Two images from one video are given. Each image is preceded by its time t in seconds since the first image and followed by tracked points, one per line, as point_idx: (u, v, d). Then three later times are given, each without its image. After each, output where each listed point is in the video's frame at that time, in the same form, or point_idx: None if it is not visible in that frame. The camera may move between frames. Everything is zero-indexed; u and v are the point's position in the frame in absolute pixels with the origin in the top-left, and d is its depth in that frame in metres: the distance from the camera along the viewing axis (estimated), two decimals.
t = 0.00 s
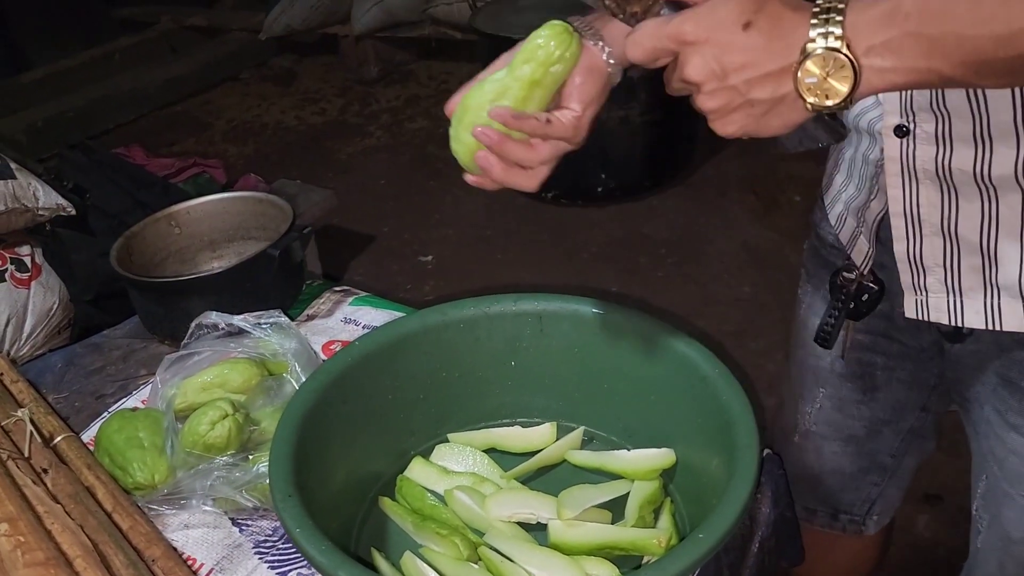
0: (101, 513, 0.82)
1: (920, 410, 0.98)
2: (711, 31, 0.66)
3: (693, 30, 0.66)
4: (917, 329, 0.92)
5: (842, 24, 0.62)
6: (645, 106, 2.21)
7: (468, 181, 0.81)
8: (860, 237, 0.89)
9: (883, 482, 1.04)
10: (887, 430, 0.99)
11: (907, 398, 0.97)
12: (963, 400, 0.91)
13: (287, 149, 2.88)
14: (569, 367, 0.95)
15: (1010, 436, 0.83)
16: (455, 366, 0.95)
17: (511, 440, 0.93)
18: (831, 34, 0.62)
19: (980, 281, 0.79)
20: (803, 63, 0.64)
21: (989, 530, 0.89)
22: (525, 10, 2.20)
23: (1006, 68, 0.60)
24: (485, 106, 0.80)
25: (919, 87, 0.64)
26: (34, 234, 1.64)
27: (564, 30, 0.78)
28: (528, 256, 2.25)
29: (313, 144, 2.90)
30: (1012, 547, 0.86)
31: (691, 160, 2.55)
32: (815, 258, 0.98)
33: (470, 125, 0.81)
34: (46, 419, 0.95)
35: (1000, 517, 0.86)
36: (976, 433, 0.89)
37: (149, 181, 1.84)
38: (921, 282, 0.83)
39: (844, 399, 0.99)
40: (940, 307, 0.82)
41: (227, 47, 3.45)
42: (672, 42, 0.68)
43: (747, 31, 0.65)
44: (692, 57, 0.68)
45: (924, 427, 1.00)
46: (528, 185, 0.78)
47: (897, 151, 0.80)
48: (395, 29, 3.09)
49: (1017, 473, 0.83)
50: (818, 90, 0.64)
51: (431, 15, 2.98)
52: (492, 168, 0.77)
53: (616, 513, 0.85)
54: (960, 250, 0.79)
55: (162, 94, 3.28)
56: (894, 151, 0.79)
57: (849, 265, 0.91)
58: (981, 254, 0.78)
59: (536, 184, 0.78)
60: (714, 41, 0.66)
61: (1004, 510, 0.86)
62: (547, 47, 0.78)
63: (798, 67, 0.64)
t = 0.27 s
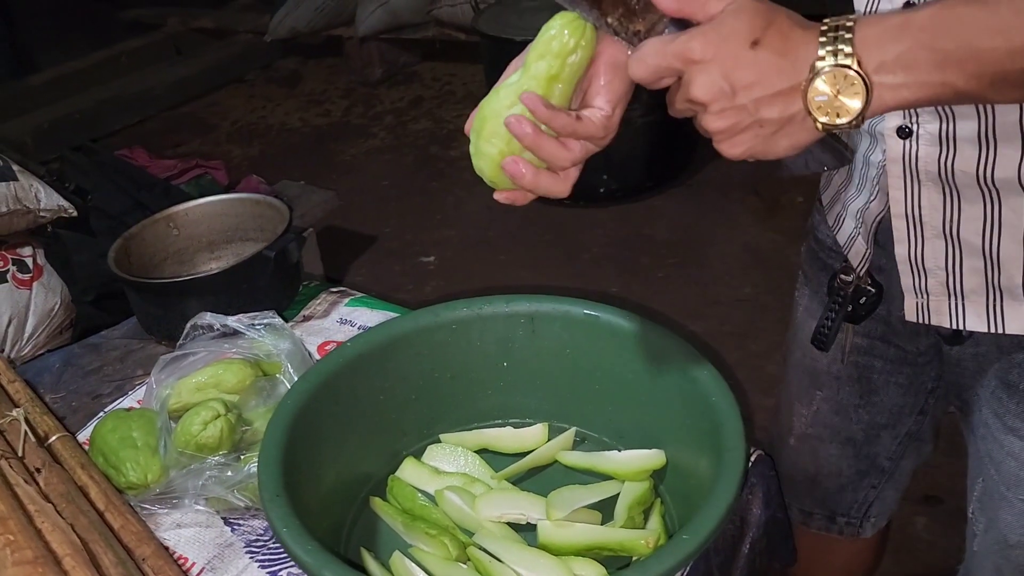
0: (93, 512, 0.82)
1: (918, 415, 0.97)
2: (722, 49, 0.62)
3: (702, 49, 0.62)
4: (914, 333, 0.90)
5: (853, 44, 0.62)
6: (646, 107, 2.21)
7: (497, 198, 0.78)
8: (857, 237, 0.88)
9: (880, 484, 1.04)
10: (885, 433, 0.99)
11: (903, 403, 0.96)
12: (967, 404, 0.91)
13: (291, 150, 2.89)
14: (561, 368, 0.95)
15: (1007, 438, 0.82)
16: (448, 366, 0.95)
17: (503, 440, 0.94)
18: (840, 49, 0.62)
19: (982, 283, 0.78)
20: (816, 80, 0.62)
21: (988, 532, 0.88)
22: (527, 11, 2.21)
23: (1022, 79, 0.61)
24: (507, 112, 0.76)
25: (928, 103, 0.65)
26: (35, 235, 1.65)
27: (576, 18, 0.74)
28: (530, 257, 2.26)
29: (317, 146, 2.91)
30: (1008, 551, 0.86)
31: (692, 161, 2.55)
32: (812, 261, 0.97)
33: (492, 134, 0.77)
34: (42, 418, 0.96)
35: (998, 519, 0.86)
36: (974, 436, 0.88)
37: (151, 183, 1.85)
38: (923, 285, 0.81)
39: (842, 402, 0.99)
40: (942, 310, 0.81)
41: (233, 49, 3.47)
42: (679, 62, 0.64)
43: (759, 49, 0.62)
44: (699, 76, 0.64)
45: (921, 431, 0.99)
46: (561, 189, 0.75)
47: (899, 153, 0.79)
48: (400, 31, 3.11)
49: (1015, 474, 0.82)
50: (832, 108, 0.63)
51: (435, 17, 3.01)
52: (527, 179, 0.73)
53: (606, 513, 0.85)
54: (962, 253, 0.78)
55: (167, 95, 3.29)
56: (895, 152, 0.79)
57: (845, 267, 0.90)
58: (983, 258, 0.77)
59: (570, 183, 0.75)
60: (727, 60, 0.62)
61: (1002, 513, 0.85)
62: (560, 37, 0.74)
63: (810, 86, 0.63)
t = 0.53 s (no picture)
0: (97, 510, 0.83)
1: (919, 411, 0.97)
2: (734, 55, 0.62)
3: (715, 56, 0.62)
4: (914, 330, 0.91)
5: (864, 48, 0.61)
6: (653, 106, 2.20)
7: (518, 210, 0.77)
8: (857, 232, 0.87)
9: (882, 480, 1.04)
10: (886, 430, 0.99)
11: (904, 400, 0.96)
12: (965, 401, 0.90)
13: (299, 150, 2.90)
14: (562, 366, 0.95)
15: (1008, 434, 0.81)
16: (450, 365, 0.95)
17: (505, 439, 0.94)
18: (852, 54, 0.61)
19: (984, 279, 0.77)
20: (828, 85, 0.62)
21: (988, 528, 0.86)
22: (533, 11, 2.21)
23: None
24: (525, 120, 0.76)
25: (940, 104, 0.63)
26: (43, 234, 1.66)
27: (592, 18, 0.74)
28: (537, 257, 2.26)
29: (325, 145, 2.91)
30: (1008, 547, 0.84)
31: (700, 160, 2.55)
32: (811, 258, 0.96)
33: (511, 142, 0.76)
34: (47, 416, 0.96)
35: (998, 516, 0.84)
36: (975, 433, 0.87)
37: (158, 182, 1.86)
38: (924, 280, 0.81)
39: (843, 399, 0.98)
40: (944, 306, 0.81)
41: (242, 49, 3.48)
42: (691, 68, 0.64)
43: (771, 55, 0.62)
44: (712, 83, 0.64)
45: (923, 428, 0.99)
46: (584, 193, 0.73)
47: (900, 152, 0.78)
48: (408, 31, 3.11)
49: (1014, 470, 0.81)
50: (846, 112, 0.62)
51: (443, 17, 3.01)
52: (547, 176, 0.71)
53: (608, 512, 0.85)
54: (963, 249, 0.78)
55: (177, 95, 3.31)
56: (896, 148, 0.78)
57: (845, 265, 0.90)
58: (985, 254, 0.77)
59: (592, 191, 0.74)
60: (739, 65, 0.62)
61: (1002, 509, 0.84)
62: (577, 40, 0.74)
63: (822, 91, 0.62)
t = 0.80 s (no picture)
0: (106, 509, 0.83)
1: (925, 409, 0.97)
2: (760, 74, 0.63)
3: (740, 77, 0.63)
4: (919, 329, 0.91)
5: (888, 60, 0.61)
6: (660, 107, 2.21)
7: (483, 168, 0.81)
8: (865, 233, 0.87)
9: (890, 480, 1.03)
10: (892, 429, 0.99)
11: (910, 399, 0.96)
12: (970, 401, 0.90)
13: (305, 151, 2.90)
14: (569, 367, 0.95)
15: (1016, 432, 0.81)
16: (457, 366, 0.95)
17: (512, 440, 0.94)
18: (876, 67, 0.61)
19: (997, 277, 0.77)
20: (855, 99, 0.62)
21: (998, 526, 0.86)
22: (540, 12, 2.21)
23: None
24: (520, 98, 0.77)
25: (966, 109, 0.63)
26: (52, 235, 1.66)
27: (620, 42, 0.74)
28: (544, 258, 2.26)
29: (332, 146, 2.92)
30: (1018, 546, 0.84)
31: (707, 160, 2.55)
32: (815, 260, 0.97)
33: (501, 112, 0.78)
34: (56, 416, 0.97)
35: (1006, 514, 0.84)
36: (983, 432, 0.87)
37: (167, 183, 1.86)
38: (935, 279, 0.81)
39: (848, 398, 0.99)
40: (955, 303, 0.81)
41: (249, 51, 3.49)
42: (719, 91, 0.65)
43: (797, 72, 0.62)
44: (740, 104, 0.65)
45: (929, 426, 0.99)
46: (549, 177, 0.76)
47: (908, 149, 0.78)
48: (414, 32, 3.12)
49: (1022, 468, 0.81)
50: (874, 124, 0.62)
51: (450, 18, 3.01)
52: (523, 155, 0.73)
53: (616, 513, 0.85)
54: (974, 247, 0.78)
55: (184, 97, 3.32)
56: (904, 146, 0.78)
57: (849, 264, 0.90)
58: (997, 251, 0.77)
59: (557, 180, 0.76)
60: (766, 86, 0.63)
61: (1011, 507, 0.83)
62: (600, 54, 0.74)
63: (849, 105, 0.62)
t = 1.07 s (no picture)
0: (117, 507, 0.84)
1: (931, 405, 0.96)
2: (759, 67, 0.63)
3: (740, 69, 0.63)
4: (923, 325, 0.90)
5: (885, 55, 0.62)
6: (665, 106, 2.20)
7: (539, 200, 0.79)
8: (868, 229, 0.87)
9: (896, 476, 1.03)
10: (898, 425, 0.99)
11: (915, 395, 0.96)
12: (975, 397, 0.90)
13: (311, 150, 2.91)
14: (577, 366, 0.96)
15: (1019, 426, 0.81)
16: (465, 365, 0.96)
17: (520, 439, 0.94)
18: (873, 61, 0.61)
19: (997, 272, 0.77)
20: (852, 91, 0.62)
21: (1003, 523, 0.86)
22: (546, 11, 2.21)
23: None
24: (555, 112, 0.76)
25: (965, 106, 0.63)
26: (61, 233, 1.67)
27: (628, 22, 0.74)
28: (549, 257, 2.26)
29: (338, 145, 2.92)
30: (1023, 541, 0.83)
31: (712, 159, 2.54)
32: (819, 257, 0.97)
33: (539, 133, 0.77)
34: (66, 414, 0.97)
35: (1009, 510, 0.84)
36: (987, 428, 0.87)
37: (174, 182, 1.86)
38: (937, 273, 0.81)
39: (853, 395, 0.98)
40: (957, 298, 0.81)
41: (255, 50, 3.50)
42: (717, 83, 0.65)
43: (794, 66, 0.63)
44: (738, 95, 0.65)
45: (935, 422, 0.99)
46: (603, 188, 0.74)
47: (909, 143, 0.78)
48: (419, 31, 3.12)
49: None
50: (870, 117, 0.62)
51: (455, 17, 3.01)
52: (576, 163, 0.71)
53: (623, 511, 0.85)
54: (975, 242, 0.78)
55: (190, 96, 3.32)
56: (907, 143, 0.78)
57: (853, 261, 0.90)
58: (997, 246, 0.76)
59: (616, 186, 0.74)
60: (765, 78, 0.63)
61: (1015, 503, 0.83)
62: (612, 42, 0.73)
63: (845, 98, 0.63)
